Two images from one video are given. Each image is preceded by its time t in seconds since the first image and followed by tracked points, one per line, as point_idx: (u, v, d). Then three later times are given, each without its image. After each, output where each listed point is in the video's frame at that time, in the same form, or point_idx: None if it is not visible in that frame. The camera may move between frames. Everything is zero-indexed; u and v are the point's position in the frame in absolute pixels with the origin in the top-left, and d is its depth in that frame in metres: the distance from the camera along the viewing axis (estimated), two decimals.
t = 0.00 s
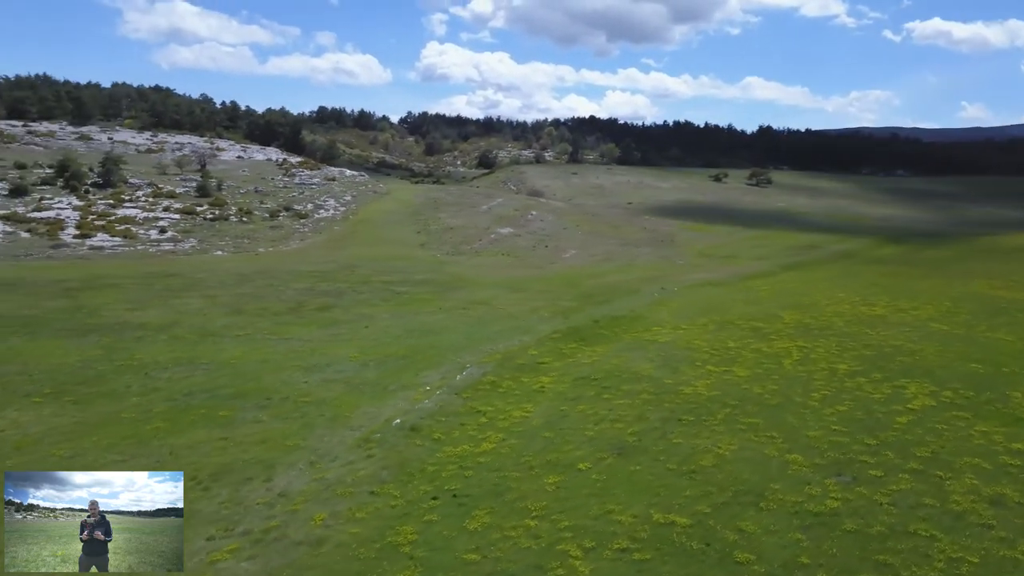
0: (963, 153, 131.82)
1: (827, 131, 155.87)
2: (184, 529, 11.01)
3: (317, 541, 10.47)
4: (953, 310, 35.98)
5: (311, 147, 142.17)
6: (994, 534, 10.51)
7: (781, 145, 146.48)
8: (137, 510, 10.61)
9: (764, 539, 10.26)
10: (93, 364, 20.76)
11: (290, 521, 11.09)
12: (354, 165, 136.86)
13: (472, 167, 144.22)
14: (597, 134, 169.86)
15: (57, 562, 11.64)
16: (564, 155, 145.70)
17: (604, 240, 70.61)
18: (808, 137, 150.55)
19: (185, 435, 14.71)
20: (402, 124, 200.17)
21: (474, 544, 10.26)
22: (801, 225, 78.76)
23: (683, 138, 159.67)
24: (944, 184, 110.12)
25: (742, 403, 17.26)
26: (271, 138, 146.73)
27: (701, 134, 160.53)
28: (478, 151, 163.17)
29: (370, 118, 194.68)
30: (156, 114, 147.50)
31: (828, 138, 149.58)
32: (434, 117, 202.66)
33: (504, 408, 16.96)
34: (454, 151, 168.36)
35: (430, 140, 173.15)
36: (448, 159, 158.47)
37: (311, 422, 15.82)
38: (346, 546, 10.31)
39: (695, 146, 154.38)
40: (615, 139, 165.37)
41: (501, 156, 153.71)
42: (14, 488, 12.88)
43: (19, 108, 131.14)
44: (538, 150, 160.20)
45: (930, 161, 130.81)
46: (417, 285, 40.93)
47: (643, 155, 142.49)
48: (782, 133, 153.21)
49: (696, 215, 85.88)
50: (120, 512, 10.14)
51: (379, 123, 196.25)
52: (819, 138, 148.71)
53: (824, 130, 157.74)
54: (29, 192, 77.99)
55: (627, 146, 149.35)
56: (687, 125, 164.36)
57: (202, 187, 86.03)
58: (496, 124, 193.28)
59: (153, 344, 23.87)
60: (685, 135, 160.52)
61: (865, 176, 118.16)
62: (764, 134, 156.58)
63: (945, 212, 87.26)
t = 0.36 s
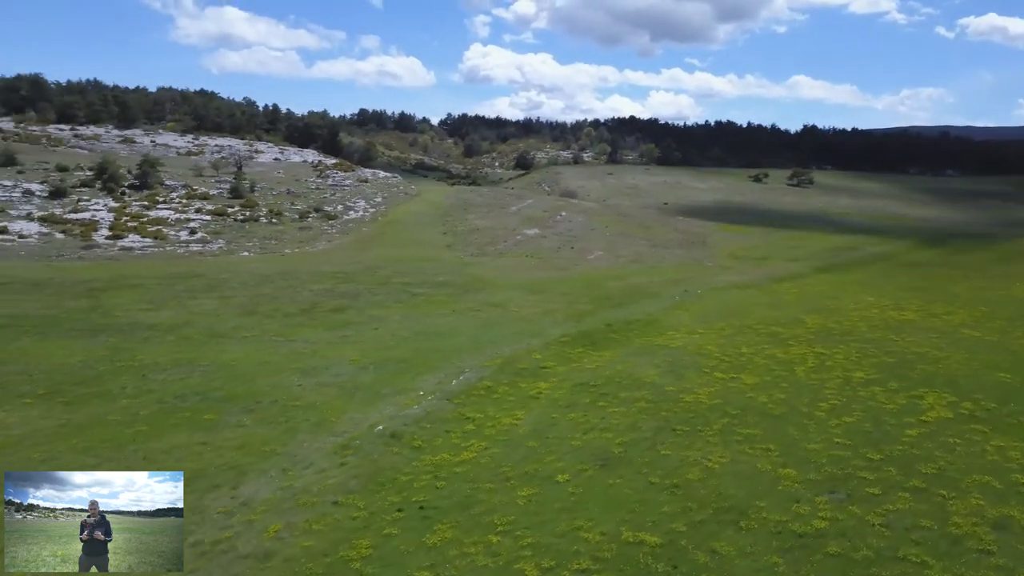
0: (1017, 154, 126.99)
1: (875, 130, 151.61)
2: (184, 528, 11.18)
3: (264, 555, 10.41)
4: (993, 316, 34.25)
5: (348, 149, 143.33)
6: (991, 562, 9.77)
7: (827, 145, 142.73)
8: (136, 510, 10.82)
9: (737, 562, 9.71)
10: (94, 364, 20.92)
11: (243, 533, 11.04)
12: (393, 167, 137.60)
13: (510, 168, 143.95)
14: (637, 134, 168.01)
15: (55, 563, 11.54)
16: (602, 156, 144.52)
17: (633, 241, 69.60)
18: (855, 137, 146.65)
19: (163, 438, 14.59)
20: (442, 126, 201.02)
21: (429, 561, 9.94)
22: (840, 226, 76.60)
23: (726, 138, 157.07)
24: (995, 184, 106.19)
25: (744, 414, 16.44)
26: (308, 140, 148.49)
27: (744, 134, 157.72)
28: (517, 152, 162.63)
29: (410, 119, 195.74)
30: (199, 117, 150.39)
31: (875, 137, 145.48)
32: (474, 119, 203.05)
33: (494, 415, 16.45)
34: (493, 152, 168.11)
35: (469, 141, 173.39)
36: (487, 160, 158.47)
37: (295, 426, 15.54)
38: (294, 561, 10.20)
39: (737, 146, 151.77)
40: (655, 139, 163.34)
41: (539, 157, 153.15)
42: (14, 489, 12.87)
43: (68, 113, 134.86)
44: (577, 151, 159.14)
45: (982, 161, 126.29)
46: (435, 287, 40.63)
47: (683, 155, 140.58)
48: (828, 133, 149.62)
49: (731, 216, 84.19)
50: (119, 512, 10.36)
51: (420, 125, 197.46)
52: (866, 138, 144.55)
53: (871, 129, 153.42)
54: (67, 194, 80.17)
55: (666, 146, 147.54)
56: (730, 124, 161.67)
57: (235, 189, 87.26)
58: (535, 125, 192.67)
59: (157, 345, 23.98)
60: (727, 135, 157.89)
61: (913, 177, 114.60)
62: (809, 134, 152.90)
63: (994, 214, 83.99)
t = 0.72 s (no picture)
0: None
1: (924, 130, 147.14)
2: (184, 528, 11.10)
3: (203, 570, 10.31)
4: None
5: (384, 151, 143.99)
6: None
7: (872, 144, 138.93)
8: (137, 510, 10.69)
9: None
10: (90, 365, 20.95)
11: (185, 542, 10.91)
12: (430, 169, 137.67)
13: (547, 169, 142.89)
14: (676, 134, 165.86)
15: (56, 562, 11.70)
16: (642, 156, 142.94)
17: (661, 242, 68.37)
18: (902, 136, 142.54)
19: (140, 442, 14.46)
20: (481, 128, 201.30)
21: None
22: (879, 228, 74.35)
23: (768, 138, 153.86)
24: None
25: (741, 424, 15.65)
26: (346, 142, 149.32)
27: (787, 134, 154.66)
28: (555, 152, 161.53)
29: (451, 120, 196.00)
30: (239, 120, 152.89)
31: (924, 136, 141.20)
32: (513, 120, 202.97)
33: (480, 422, 15.98)
34: (530, 153, 167.63)
35: (508, 142, 172.86)
36: (525, 162, 157.65)
37: (273, 431, 15.27)
38: None
39: (779, 146, 148.89)
40: (695, 139, 161.10)
41: (577, 158, 152.02)
42: (14, 489, 13.02)
43: (113, 116, 137.89)
44: (616, 151, 157.65)
45: None
46: (449, 289, 40.16)
47: (723, 155, 138.34)
48: (873, 132, 145.73)
49: (768, 217, 82.41)
50: (119, 512, 10.22)
51: (459, 126, 198.17)
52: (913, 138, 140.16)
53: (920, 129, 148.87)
54: (104, 197, 81.86)
55: (706, 147, 145.41)
56: (772, 124, 158.65)
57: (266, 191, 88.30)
58: (575, 126, 191.55)
59: (160, 345, 23.98)
60: (770, 135, 154.96)
61: (961, 177, 110.86)
62: (854, 134, 149.15)
63: None
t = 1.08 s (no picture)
0: None
1: (977, 128, 141.95)
2: (182, 529, 11.11)
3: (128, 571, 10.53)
4: None
5: (420, 153, 144.45)
6: None
7: (921, 144, 134.64)
8: (137, 510, 10.66)
9: None
10: (84, 366, 21.02)
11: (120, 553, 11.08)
12: (465, 170, 137.33)
13: (583, 170, 141.42)
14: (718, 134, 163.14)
15: (56, 561, 11.89)
16: (682, 156, 140.91)
17: (691, 243, 66.96)
18: (955, 135, 137.76)
19: (105, 448, 14.48)
20: (520, 129, 200.87)
21: None
22: (921, 230, 71.86)
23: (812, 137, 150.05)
24: None
25: (732, 436, 14.87)
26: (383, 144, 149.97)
27: (833, 134, 150.90)
28: (592, 153, 160.00)
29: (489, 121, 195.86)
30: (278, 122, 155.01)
31: (978, 135, 136.24)
32: (553, 121, 202.06)
33: (460, 430, 15.46)
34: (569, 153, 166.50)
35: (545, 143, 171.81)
36: (561, 163, 156.41)
37: (246, 437, 15.00)
38: None
39: (824, 145, 145.32)
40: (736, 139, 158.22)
41: (616, 158, 150.50)
42: (14, 489, 13.27)
43: (157, 119, 141.00)
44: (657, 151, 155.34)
45: None
46: (464, 291, 39.67)
47: (766, 155, 135.67)
48: (923, 132, 141.31)
49: (806, 218, 80.35)
50: (119, 512, 10.12)
51: (499, 127, 198.08)
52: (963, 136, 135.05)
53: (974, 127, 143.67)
54: (139, 199, 83.61)
55: (748, 146, 142.76)
56: (818, 123, 154.96)
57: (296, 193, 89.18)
58: (616, 126, 189.71)
59: (162, 347, 24.10)
60: (815, 134, 151.38)
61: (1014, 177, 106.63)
62: (902, 133, 144.73)
63: None
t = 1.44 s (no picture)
0: None
1: None
2: (182, 529, 11.10)
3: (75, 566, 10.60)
4: None
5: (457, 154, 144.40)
6: None
7: (974, 142, 130.23)
8: (137, 510, 10.63)
9: None
10: (79, 367, 21.06)
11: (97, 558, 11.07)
12: (502, 171, 136.79)
13: (622, 171, 139.80)
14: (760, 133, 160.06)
15: (57, 561, 11.83)
16: (724, 156, 138.48)
17: (721, 243, 65.44)
18: (1010, 133, 132.86)
19: (74, 451, 14.36)
20: (560, 130, 199.86)
21: None
22: (965, 232, 69.27)
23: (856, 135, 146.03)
24: None
25: (717, 448, 14.10)
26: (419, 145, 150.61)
27: (881, 133, 146.88)
28: (632, 153, 158.04)
29: (529, 121, 195.14)
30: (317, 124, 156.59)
31: None
32: (593, 121, 200.70)
33: (434, 438, 14.98)
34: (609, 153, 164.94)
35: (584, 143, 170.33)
36: (600, 163, 154.77)
37: (216, 441, 14.72)
38: None
39: (871, 144, 141.51)
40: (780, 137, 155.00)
41: (657, 158, 148.55)
42: (14, 488, 13.13)
43: (199, 122, 143.58)
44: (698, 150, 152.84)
45: None
46: (479, 293, 39.14)
47: (811, 155, 132.72)
48: (976, 130, 136.61)
49: (845, 219, 78.12)
50: (119, 512, 10.08)
51: (539, 128, 197.47)
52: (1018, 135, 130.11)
53: None
54: (173, 200, 85.33)
55: (792, 146, 139.79)
56: (865, 122, 150.97)
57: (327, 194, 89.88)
58: (657, 126, 187.41)
59: (161, 348, 24.12)
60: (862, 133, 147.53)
61: None
62: (954, 131, 140.12)
63: None
